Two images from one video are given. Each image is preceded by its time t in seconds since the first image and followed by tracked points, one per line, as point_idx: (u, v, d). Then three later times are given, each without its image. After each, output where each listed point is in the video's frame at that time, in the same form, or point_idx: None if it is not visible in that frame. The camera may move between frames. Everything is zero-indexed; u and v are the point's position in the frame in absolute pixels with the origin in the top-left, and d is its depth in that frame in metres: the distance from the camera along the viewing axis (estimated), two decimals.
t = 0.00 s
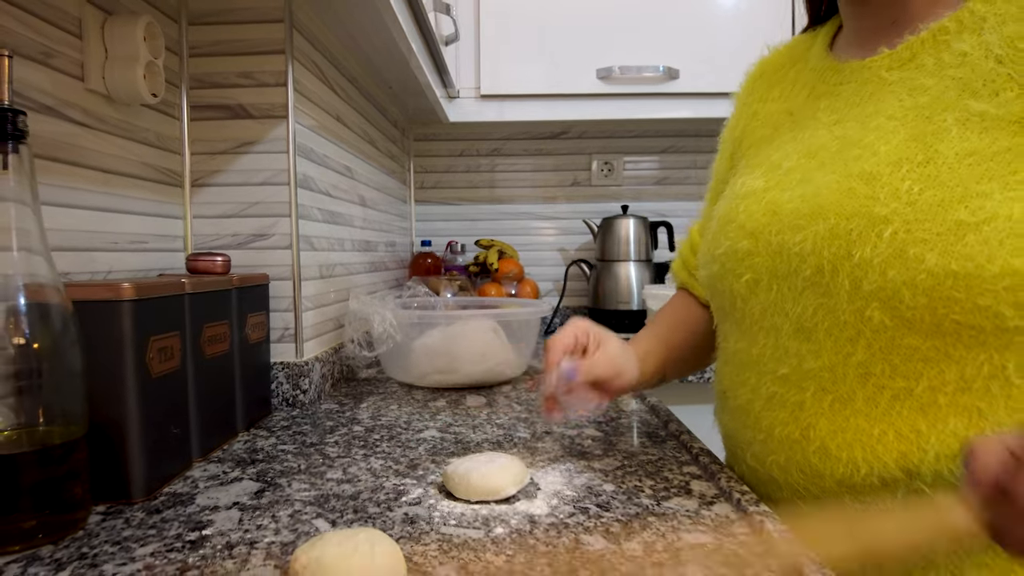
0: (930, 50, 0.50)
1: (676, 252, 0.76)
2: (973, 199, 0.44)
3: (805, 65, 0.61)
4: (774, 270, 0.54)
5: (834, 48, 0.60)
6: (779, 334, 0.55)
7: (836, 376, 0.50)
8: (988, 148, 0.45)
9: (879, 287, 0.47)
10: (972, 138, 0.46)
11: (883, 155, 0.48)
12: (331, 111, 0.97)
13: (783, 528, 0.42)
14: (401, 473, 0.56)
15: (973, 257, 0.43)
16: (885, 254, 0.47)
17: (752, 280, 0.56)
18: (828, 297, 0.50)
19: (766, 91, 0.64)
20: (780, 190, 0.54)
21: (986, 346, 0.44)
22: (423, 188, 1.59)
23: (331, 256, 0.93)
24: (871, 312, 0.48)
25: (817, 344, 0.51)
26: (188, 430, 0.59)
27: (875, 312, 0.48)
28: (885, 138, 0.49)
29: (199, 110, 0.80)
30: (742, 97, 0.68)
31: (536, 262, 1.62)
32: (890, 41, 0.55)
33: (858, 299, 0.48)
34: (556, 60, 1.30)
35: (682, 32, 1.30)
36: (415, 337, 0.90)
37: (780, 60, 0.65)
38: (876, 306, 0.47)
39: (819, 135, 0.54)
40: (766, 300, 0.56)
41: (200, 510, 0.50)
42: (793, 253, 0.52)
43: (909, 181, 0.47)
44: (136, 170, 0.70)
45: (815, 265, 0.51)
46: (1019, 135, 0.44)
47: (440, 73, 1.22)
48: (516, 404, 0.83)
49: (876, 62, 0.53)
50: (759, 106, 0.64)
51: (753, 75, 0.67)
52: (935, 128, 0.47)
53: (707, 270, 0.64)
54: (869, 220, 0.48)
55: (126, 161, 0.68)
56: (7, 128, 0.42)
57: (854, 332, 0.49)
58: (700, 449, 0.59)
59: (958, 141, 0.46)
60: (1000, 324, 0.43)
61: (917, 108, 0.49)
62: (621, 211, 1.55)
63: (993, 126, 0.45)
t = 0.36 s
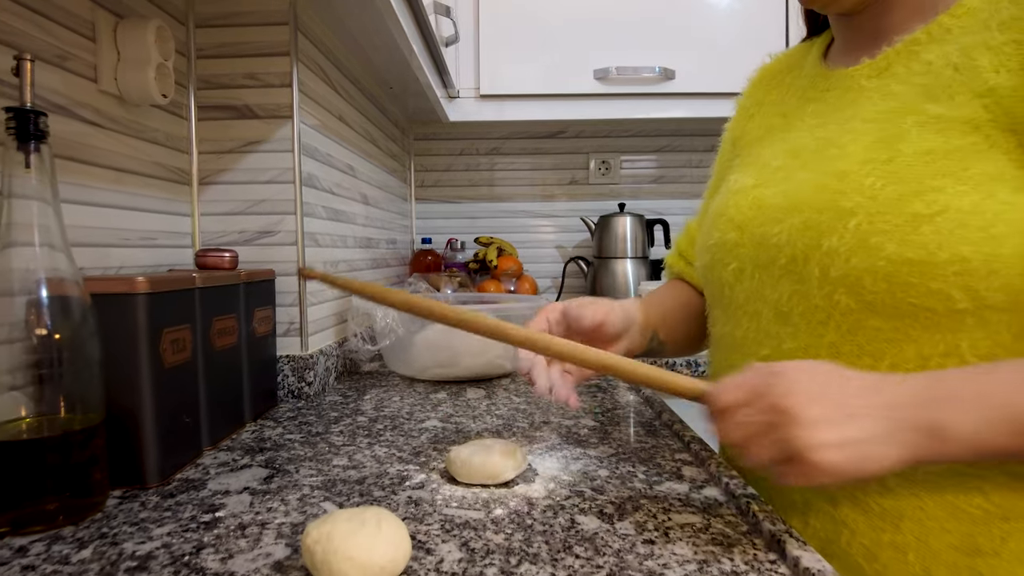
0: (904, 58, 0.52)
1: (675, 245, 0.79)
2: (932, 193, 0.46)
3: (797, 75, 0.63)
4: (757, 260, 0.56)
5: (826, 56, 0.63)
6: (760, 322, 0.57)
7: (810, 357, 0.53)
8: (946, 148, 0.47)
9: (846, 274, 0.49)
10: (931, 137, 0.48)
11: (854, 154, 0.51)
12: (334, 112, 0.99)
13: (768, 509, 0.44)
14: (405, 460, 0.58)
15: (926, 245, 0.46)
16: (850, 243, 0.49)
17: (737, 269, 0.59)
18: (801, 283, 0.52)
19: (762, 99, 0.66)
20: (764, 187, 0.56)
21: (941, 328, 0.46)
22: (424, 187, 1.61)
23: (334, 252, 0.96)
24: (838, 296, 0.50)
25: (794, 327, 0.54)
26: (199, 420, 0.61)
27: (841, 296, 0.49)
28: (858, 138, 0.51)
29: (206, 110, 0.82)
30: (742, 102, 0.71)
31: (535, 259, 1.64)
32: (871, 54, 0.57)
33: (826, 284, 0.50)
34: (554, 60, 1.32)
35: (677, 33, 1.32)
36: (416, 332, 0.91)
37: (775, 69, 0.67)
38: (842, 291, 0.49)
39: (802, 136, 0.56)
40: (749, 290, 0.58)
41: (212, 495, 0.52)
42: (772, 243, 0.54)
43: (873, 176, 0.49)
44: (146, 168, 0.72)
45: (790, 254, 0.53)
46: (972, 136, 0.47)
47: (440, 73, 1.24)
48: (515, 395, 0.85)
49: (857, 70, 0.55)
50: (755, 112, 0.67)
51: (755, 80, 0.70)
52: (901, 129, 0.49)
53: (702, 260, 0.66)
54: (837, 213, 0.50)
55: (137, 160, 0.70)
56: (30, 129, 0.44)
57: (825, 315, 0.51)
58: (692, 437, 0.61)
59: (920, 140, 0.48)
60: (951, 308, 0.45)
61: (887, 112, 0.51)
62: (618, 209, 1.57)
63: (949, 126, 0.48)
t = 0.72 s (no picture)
0: (881, 61, 0.52)
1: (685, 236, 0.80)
2: (885, 185, 0.47)
3: (796, 75, 0.65)
4: (736, 249, 0.58)
5: (826, 59, 0.64)
6: (738, 306, 0.59)
7: (777, 339, 0.54)
8: (900, 144, 0.48)
9: (806, 262, 0.51)
10: (890, 137, 0.48)
11: (822, 149, 0.52)
12: (337, 109, 1.00)
13: (762, 496, 0.46)
14: (408, 450, 0.60)
15: (877, 235, 0.47)
16: (809, 234, 0.50)
17: (722, 258, 0.61)
18: (769, 270, 0.54)
19: (766, 99, 0.68)
20: (746, 181, 0.58)
21: (892, 313, 0.48)
22: (424, 184, 1.62)
23: (337, 248, 0.97)
24: (798, 282, 0.51)
25: (763, 312, 0.56)
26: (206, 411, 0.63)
27: (801, 283, 0.51)
28: (828, 134, 0.52)
29: (211, 108, 0.83)
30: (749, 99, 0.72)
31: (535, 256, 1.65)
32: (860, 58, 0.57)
33: (790, 272, 0.52)
34: (553, 58, 1.33)
35: (676, 32, 1.33)
36: (419, 326, 0.93)
37: (780, 70, 0.69)
38: (802, 278, 0.51)
39: (787, 133, 0.58)
40: (730, 278, 0.60)
41: (221, 483, 0.53)
42: (748, 232, 0.56)
43: (834, 170, 0.50)
44: (153, 165, 0.73)
45: (761, 244, 0.55)
46: (921, 134, 0.47)
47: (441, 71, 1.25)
48: (516, 389, 0.86)
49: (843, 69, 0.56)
50: (760, 108, 0.68)
51: (764, 80, 0.71)
52: (862, 126, 0.50)
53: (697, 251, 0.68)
54: (800, 204, 0.51)
55: (144, 157, 0.71)
56: (44, 125, 0.45)
57: (789, 301, 0.53)
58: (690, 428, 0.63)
59: (882, 135, 0.49)
60: (899, 293, 0.47)
61: (857, 111, 0.51)
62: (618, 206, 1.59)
63: (902, 125, 0.48)
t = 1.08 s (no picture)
0: (859, 69, 0.55)
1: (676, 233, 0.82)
2: (857, 189, 0.50)
3: (785, 83, 0.67)
4: (723, 249, 0.61)
5: (812, 68, 0.66)
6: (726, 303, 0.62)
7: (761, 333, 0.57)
8: (873, 150, 0.50)
9: (783, 261, 0.54)
10: (864, 142, 0.51)
11: (801, 155, 0.55)
12: (337, 112, 1.02)
13: (752, 492, 0.47)
14: (408, 448, 0.61)
15: (848, 237, 0.49)
16: (785, 235, 0.53)
17: (711, 257, 0.64)
18: (750, 269, 0.58)
19: (758, 104, 0.70)
20: (733, 185, 0.61)
21: (863, 310, 0.50)
22: (423, 184, 1.64)
23: (337, 248, 0.98)
24: (778, 280, 0.55)
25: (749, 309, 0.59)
26: (210, 410, 0.64)
27: (781, 281, 0.55)
28: (807, 141, 0.55)
29: (212, 111, 0.84)
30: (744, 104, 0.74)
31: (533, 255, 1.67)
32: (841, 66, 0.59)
33: (770, 271, 0.55)
34: (551, 60, 1.34)
35: (673, 34, 1.34)
36: (418, 326, 0.95)
37: (772, 78, 0.71)
38: (781, 276, 0.54)
39: (773, 138, 0.61)
40: (719, 276, 0.63)
41: (224, 480, 0.54)
42: (733, 233, 0.59)
43: (809, 174, 0.53)
44: (156, 167, 0.74)
45: (744, 244, 0.58)
46: (893, 141, 0.50)
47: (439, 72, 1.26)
48: (513, 388, 0.88)
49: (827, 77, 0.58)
50: (753, 113, 0.71)
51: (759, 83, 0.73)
52: (840, 132, 0.53)
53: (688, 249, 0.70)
54: (778, 207, 0.54)
55: (147, 159, 0.72)
56: (53, 131, 0.46)
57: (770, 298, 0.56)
58: (683, 427, 0.64)
59: (857, 141, 0.51)
60: (868, 291, 0.49)
61: (835, 119, 0.54)
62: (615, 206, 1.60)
63: (877, 131, 0.51)
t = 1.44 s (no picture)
0: (824, 82, 0.56)
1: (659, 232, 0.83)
2: (816, 203, 0.51)
3: (763, 91, 0.68)
4: (698, 258, 0.63)
5: (788, 77, 0.67)
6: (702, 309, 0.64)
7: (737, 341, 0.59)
8: (832, 164, 0.51)
9: (750, 273, 0.55)
10: (823, 155, 0.52)
11: (765, 168, 0.56)
12: (338, 114, 1.04)
13: (742, 485, 0.49)
14: (410, 443, 0.63)
15: (806, 249, 0.50)
16: (751, 248, 0.54)
17: (689, 264, 0.65)
18: (722, 279, 0.59)
19: (742, 111, 0.71)
20: (707, 196, 0.63)
21: (826, 320, 0.52)
22: (423, 185, 1.65)
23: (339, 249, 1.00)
24: (747, 291, 0.56)
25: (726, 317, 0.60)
26: (217, 407, 0.66)
27: (749, 292, 0.56)
28: (771, 154, 0.56)
29: (217, 114, 0.86)
30: (728, 110, 0.76)
31: (531, 255, 1.69)
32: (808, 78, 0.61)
33: (739, 281, 0.57)
34: (550, 63, 1.36)
35: (669, 37, 1.36)
36: (418, 325, 0.96)
37: (754, 85, 0.72)
38: (749, 287, 0.56)
39: (747, 149, 0.62)
40: (696, 285, 0.64)
41: (233, 474, 0.56)
42: (705, 244, 0.61)
43: (771, 188, 0.54)
44: (162, 170, 0.76)
45: (715, 255, 0.59)
46: (852, 156, 0.51)
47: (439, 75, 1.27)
48: (512, 386, 0.90)
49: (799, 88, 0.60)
50: (735, 120, 0.72)
51: (744, 89, 0.74)
52: (802, 146, 0.54)
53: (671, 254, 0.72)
54: (742, 220, 0.55)
55: (154, 163, 0.74)
56: (67, 137, 0.48)
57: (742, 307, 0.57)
58: (677, 422, 0.66)
59: (819, 155, 0.52)
60: (828, 301, 0.51)
61: (799, 132, 0.55)
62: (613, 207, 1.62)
63: (835, 146, 0.51)
